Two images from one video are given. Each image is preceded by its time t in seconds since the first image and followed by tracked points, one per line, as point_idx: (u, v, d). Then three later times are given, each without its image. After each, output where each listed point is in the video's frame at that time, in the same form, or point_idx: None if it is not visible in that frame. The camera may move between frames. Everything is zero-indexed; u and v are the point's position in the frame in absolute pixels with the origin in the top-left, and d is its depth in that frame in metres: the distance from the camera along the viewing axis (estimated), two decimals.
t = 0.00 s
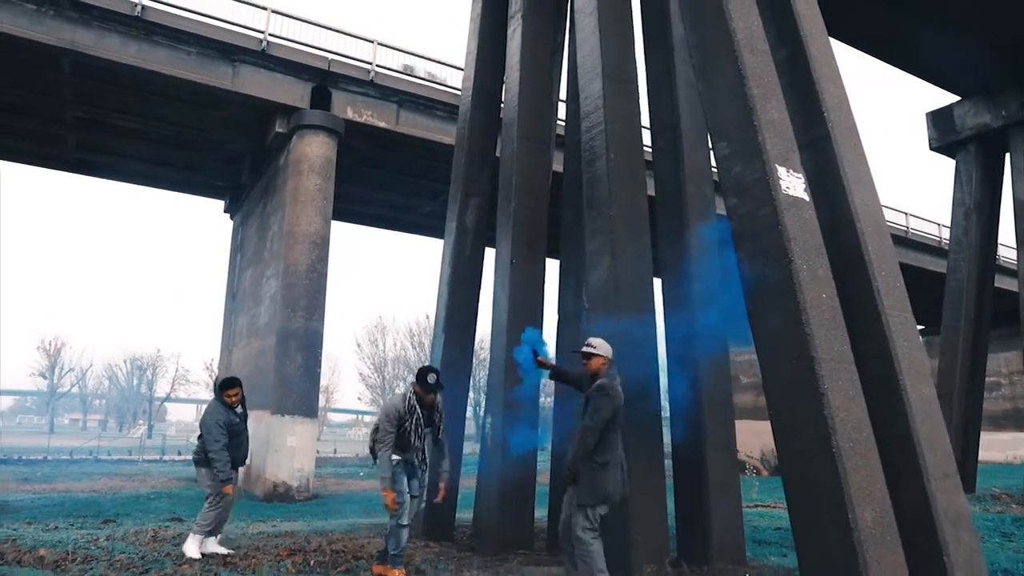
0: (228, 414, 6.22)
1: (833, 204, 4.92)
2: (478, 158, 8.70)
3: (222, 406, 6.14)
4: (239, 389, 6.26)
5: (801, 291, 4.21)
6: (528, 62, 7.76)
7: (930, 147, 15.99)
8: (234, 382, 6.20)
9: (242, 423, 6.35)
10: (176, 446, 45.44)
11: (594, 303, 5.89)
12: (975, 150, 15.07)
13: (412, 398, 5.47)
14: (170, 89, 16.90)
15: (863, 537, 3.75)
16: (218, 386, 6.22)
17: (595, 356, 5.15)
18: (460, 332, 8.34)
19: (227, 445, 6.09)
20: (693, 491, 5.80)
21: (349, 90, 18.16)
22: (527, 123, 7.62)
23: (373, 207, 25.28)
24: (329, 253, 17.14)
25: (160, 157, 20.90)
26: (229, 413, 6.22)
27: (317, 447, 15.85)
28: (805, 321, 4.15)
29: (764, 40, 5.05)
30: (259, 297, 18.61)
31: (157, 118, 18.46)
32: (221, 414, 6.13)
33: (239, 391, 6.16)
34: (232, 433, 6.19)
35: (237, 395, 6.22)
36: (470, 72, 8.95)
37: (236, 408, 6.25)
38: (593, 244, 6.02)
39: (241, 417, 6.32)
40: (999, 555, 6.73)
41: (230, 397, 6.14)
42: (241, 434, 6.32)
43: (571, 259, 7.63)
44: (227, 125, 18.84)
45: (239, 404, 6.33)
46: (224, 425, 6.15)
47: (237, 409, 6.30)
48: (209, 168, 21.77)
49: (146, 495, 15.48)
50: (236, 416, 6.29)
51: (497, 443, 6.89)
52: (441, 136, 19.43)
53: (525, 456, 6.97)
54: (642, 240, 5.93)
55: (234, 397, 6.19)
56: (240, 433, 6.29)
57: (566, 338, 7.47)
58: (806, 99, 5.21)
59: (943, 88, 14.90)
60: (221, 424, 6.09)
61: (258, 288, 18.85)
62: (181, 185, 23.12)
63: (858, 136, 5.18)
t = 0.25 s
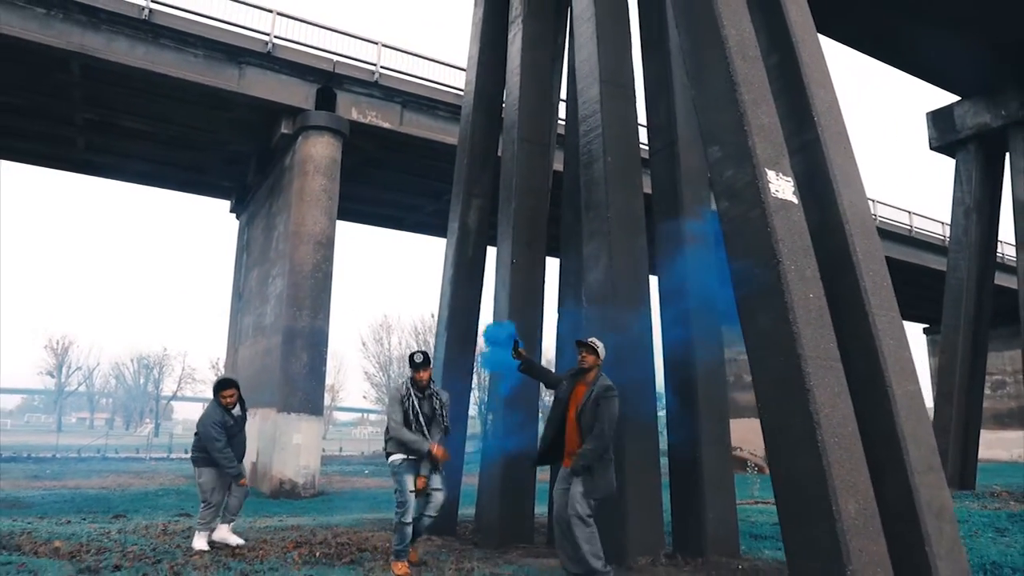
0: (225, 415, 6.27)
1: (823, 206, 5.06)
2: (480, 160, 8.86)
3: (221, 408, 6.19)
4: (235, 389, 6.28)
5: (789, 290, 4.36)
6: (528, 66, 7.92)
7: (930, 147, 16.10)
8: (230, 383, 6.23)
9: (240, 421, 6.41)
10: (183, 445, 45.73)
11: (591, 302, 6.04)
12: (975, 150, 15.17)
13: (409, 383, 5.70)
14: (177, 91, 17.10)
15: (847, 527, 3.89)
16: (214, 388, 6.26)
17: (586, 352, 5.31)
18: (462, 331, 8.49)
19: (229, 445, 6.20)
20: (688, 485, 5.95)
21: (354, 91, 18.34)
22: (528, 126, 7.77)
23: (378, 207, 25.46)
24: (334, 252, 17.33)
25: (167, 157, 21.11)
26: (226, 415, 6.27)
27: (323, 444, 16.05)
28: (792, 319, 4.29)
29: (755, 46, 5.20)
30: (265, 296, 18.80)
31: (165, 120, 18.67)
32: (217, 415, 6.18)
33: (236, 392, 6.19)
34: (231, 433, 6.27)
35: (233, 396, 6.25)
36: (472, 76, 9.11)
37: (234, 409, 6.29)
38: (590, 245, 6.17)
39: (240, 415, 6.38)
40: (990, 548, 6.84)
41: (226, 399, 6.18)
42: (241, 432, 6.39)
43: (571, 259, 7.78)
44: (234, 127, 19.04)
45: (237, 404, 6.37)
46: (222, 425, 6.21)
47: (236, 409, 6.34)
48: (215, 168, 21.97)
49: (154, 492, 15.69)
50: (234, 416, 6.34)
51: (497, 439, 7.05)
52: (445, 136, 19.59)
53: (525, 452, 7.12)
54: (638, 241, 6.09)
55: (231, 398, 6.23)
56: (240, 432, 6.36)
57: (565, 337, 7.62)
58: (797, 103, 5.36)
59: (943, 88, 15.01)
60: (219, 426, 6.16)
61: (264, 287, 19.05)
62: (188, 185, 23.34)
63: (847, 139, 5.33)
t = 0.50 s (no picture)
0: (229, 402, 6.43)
1: (816, 204, 5.19)
2: (484, 155, 9.01)
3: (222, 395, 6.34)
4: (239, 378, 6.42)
5: (778, 284, 4.51)
6: (530, 64, 8.06)
7: (933, 140, 16.16)
8: (234, 372, 6.37)
9: (246, 408, 6.52)
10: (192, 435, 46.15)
11: (592, 295, 6.20)
12: (978, 143, 15.22)
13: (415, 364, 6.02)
14: (185, 86, 17.28)
15: (832, 513, 4.06)
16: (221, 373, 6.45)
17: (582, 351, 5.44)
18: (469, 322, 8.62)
19: (232, 432, 6.38)
20: (684, 473, 6.13)
21: (360, 85, 18.47)
22: (530, 122, 7.91)
23: (384, 199, 25.63)
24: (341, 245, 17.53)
25: (175, 151, 21.33)
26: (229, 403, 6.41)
27: (330, 434, 16.30)
28: (782, 312, 4.44)
29: (750, 47, 5.33)
30: (272, 288, 19.02)
31: (173, 114, 18.86)
32: (219, 402, 6.35)
33: (238, 382, 6.33)
34: (233, 420, 6.42)
35: (236, 386, 6.38)
36: (476, 72, 9.25)
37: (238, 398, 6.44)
38: (590, 239, 6.33)
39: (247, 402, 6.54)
40: (982, 536, 6.99)
41: (228, 387, 6.33)
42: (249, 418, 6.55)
43: (572, 254, 7.91)
44: (241, 120, 19.22)
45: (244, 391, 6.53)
46: (224, 412, 6.38)
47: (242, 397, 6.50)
48: (223, 162, 22.18)
49: (165, 481, 15.96)
50: (239, 405, 6.48)
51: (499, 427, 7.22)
52: (450, 130, 19.71)
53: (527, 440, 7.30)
54: (637, 236, 6.25)
55: (232, 386, 6.35)
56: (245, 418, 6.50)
57: (565, 327, 7.78)
58: (791, 102, 5.48)
59: (946, 81, 15.04)
60: (220, 413, 6.33)
61: (272, 280, 19.26)
62: (196, 178, 23.56)
63: (841, 137, 5.45)
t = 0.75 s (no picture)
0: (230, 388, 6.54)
1: (812, 194, 5.29)
2: (488, 145, 9.13)
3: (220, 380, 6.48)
4: (240, 364, 6.53)
5: (772, 273, 4.63)
6: (533, 54, 8.15)
7: (939, 126, 16.14)
8: (235, 358, 6.49)
9: (245, 397, 6.56)
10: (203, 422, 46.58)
11: (593, 283, 6.33)
12: (983, 129, 15.19)
13: (425, 355, 6.36)
14: (192, 76, 17.41)
15: (820, 494, 4.21)
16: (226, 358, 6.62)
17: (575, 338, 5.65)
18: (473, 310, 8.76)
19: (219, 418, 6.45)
20: (683, 457, 6.28)
21: (366, 74, 18.56)
22: (533, 113, 8.02)
23: (391, 188, 25.73)
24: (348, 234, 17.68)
25: (184, 141, 21.50)
26: (231, 389, 6.52)
27: (338, 420, 16.52)
28: (775, 300, 4.57)
29: (748, 40, 5.42)
30: (281, 276, 19.20)
31: (181, 104, 19.00)
32: (219, 387, 6.49)
33: (237, 368, 6.45)
34: (228, 406, 6.50)
35: (236, 371, 6.49)
36: (480, 63, 9.34)
37: (240, 384, 6.54)
38: (590, 229, 6.47)
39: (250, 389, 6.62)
40: (977, 520, 7.11)
41: (228, 372, 6.47)
42: (253, 404, 6.63)
43: (574, 242, 8.03)
44: (248, 110, 19.34)
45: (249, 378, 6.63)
46: (222, 398, 6.50)
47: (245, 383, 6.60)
48: (231, 151, 22.33)
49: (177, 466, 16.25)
50: (240, 391, 6.56)
51: (503, 413, 7.37)
52: (456, 118, 19.77)
53: (530, 425, 7.45)
54: (636, 225, 6.38)
55: (231, 372, 6.46)
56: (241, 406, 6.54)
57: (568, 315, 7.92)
58: (788, 93, 5.57)
59: (952, 67, 14.99)
60: (216, 397, 6.45)
61: (280, 268, 19.45)
62: (205, 167, 23.73)
63: (836, 128, 5.54)
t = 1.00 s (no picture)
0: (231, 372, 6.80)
1: (804, 186, 5.41)
2: (490, 137, 9.25)
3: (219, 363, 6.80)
4: (237, 349, 6.75)
5: (762, 263, 4.77)
6: (533, 47, 8.26)
7: (941, 114, 16.16)
8: (233, 344, 6.75)
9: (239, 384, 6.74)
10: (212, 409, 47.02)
11: (591, 274, 6.47)
12: (987, 117, 15.20)
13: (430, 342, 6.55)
14: (198, 67, 17.54)
15: (807, 478, 4.37)
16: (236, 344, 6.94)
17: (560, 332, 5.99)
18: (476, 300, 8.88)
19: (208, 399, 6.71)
20: (680, 443, 6.44)
21: (370, 64, 18.65)
22: (533, 105, 8.14)
23: (397, 176, 25.85)
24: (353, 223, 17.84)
25: (190, 131, 21.66)
26: (230, 374, 6.79)
27: (345, 407, 16.76)
28: (765, 289, 4.71)
29: (742, 35, 5.53)
30: (287, 265, 19.39)
31: (187, 95, 19.15)
32: (219, 369, 6.82)
33: (233, 352, 6.70)
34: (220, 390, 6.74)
35: (233, 357, 6.72)
36: (481, 55, 9.45)
37: (239, 369, 6.75)
38: (588, 220, 6.61)
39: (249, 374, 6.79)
40: (969, 504, 7.25)
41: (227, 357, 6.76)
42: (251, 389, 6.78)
43: (574, 233, 8.16)
44: (254, 100, 19.48)
45: (249, 364, 6.82)
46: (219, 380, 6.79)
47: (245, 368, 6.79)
48: (237, 141, 22.49)
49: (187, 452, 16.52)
50: (236, 377, 6.77)
51: (504, 401, 7.53)
52: (460, 107, 19.84)
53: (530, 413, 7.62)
54: (634, 216, 6.51)
55: (227, 356, 6.74)
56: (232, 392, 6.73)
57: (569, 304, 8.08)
58: (781, 87, 5.67)
59: (956, 55, 14.98)
60: (212, 379, 6.75)
61: (286, 257, 19.64)
62: (211, 157, 23.90)
63: (829, 122, 5.65)
